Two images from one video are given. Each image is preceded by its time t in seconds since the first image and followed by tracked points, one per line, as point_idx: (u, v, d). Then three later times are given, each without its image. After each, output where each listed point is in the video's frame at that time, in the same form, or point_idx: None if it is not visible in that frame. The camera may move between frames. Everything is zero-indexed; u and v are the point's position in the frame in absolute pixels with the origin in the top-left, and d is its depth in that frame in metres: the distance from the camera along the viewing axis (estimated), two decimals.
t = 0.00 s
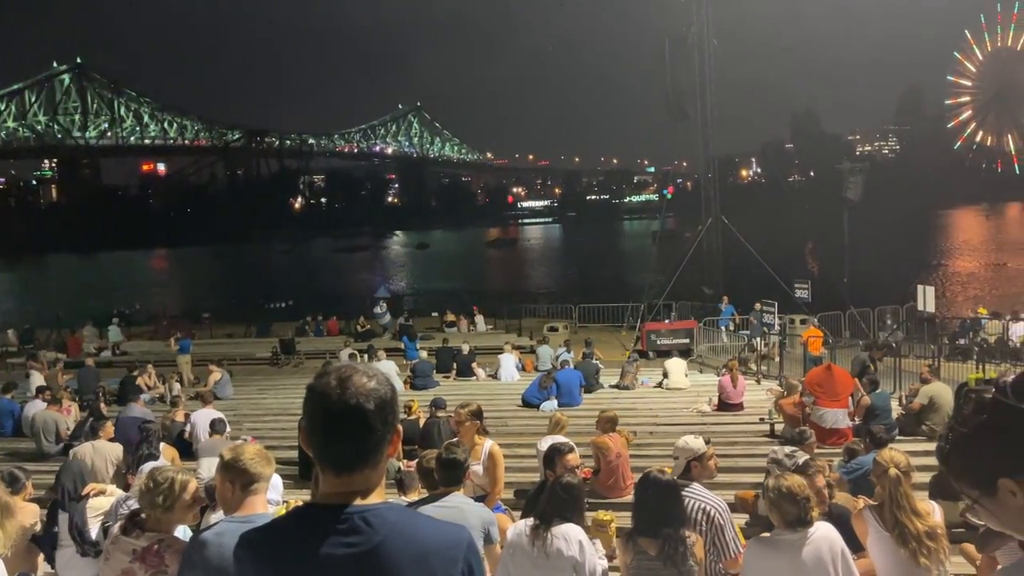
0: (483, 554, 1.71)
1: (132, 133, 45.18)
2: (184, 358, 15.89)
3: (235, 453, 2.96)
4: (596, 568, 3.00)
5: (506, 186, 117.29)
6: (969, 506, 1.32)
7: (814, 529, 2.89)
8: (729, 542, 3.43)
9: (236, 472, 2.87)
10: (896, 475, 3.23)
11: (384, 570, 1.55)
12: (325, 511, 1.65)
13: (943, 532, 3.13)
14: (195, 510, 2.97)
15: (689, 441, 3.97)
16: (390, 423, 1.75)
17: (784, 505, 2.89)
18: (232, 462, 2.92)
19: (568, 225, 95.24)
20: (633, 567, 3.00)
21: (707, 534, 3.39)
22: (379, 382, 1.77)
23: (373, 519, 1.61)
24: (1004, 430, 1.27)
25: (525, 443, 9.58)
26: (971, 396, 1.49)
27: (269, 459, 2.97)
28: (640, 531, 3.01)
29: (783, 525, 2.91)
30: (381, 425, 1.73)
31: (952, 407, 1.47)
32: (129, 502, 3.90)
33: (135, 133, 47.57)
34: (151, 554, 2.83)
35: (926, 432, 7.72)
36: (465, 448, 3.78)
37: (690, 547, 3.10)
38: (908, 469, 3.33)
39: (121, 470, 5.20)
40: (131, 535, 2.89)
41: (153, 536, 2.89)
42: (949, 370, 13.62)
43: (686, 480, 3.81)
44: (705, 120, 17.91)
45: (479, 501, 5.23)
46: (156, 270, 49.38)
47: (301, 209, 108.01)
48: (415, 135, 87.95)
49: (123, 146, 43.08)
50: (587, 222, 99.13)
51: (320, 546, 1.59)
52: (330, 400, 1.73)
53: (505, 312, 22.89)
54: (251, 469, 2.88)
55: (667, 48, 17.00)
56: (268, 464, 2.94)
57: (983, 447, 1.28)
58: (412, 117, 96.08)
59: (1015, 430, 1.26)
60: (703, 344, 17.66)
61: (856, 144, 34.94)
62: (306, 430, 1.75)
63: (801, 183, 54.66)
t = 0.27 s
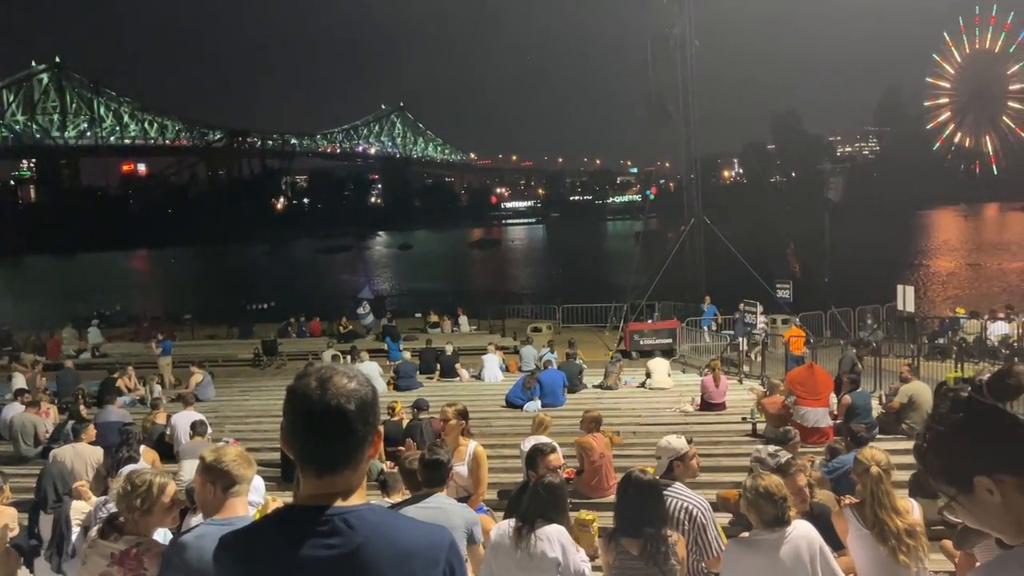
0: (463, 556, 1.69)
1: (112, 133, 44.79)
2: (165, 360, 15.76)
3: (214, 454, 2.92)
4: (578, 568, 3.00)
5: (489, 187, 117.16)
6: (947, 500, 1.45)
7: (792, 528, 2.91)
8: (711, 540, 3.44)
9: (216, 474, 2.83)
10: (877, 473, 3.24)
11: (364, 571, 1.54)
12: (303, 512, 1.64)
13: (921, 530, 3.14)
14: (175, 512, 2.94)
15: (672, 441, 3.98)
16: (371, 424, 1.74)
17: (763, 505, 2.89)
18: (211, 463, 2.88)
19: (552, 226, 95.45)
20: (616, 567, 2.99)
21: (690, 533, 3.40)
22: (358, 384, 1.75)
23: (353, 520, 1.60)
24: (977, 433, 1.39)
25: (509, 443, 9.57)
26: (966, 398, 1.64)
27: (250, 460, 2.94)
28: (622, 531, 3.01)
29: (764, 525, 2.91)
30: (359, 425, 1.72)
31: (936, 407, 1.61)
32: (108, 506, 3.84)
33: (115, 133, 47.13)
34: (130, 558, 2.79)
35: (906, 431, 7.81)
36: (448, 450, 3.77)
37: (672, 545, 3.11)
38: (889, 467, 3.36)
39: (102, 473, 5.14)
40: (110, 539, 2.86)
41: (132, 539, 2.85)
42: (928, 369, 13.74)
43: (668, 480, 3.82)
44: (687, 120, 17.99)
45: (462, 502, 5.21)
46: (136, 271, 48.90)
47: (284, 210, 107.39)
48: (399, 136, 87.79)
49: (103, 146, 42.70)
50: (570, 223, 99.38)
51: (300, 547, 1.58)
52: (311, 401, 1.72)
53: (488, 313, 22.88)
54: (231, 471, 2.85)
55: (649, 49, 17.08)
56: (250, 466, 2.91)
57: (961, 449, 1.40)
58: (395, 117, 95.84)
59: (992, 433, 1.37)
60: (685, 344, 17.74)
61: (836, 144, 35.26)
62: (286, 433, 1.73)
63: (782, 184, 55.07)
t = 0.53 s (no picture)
0: (442, 555, 1.67)
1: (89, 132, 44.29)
2: (143, 363, 15.60)
3: (191, 456, 2.88)
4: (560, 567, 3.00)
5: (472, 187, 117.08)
6: (922, 496, 1.47)
7: (767, 527, 2.92)
8: (692, 539, 3.45)
9: (193, 476, 2.79)
10: (855, 471, 3.23)
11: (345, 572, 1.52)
12: (280, 515, 1.62)
13: (898, 528, 3.13)
14: (151, 514, 2.90)
15: (652, 440, 3.98)
16: (350, 425, 1.72)
17: (738, 504, 2.91)
18: (188, 465, 2.83)
19: (534, 227, 95.49)
20: (599, 566, 2.98)
21: (671, 532, 3.40)
22: (336, 386, 1.74)
23: (334, 520, 1.58)
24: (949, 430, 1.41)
25: (491, 444, 9.55)
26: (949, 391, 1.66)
27: (227, 460, 2.90)
28: (604, 531, 3.00)
29: (739, 523, 2.93)
30: (339, 426, 1.70)
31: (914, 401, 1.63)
32: (85, 511, 3.77)
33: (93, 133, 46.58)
34: (109, 559, 2.76)
35: (884, 429, 7.88)
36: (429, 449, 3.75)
37: (653, 545, 3.12)
38: (867, 465, 3.35)
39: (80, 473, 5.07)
40: (86, 543, 2.82)
41: (109, 543, 2.82)
42: (906, 368, 13.86)
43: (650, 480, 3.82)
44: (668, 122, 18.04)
45: (444, 504, 5.19)
46: (114, 272, 48.36)
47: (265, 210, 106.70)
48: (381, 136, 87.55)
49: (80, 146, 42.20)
50: (553, 224, 99.56)
51: (278, 550, 1.55)
52: (289, 401, 1.69)
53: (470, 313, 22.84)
54: (210, 473, 2.81)
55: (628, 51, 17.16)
56: (227, 466, 2.88)
57: (935, 445, 1.42)
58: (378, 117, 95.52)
59: (966, 429, 1.40)
60: (667, 344, 17.80)
61: (815, 144, 35.46)
62: (263, 434, 1.71)
63: (761, 185, 55.47)
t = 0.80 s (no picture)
0: (419, 556, 1.66)
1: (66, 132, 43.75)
2: (121, 364, 15.44)
3: (167, 459, 2.84)
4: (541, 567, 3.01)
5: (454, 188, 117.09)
6: (900, 493, 1.52)
7: (743, 523, 2.94)
8: (671, 538, 3.46)
9: (170, 479, 2.75)
10: (833, 469, 3.23)
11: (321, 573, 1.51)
12: (256, 520, 1.60)
13: (876, 525, 3.13)
14: (127, 517, 2.87)
15: (632, 440, 4.00)
16: (327, 428, 1.70)
17: (713, 503, 2.92)
18: (165, 469, 2.80)
19: (516, 228, 95.56)
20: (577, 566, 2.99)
21: (652, 532, 3.41)
22: (314, 387, 1.72)
23: (311, 523, 1.57)
24: (928, 426, 1.46)
25: (472, 445, 9.53)
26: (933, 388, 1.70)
27: (205, 464, 2.87)
28: (584, 531, 3.00)
29: (715, 520, 2.94)
30: (316, 429, 1.67)
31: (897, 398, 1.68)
32: (60, 514, 3.71)
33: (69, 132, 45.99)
34: (81, 564, 2.72)
35: (862, 427, 7.96)
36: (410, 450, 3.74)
37: (632, 544, 3.15)
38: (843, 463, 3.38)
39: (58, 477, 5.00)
40: (60, 548, 2.78)
41: (83, 546, 2.78)
42: (885, 368, 13.99)
43: (631, 479, 3.83)
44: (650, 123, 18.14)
45: (425, 505, 5.17)
46: (91, 273, 47.82)
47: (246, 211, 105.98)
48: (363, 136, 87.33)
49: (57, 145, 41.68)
50: (535, 225, 99.69)
51: (254, 553, 1.54)
52: (265, 403, 1.67)
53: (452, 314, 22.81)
54: (186, 476, 2.77)
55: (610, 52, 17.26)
56: (204, 470, 2.84)
57: (911, 444, 1.47)
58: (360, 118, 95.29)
59: (945, 425, 1.45)
60: (648, 344, 17.86)
61: (792, 146, 35.77)
62: (241, 437, 1.69)
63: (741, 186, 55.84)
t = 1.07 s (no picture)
0: (398, 557, 1.66)
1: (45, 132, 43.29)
2: (101, 366, 15.31)
3: (145, 461, 2.81)
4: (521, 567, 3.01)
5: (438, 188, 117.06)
6: (880, 488, 1.56)
7: (720, 521, 2.95)
8: (652, 537, 3.47)
9: (147, 482, 2.71)
10: (814, 469, 3.23)
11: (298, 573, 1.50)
12: (237, 522, 1.59)
13: (856, 523, 3.14)
14: (103, 520, 2.85)
15: (615, 439, 4.00)
16: (308, 429, 1.68)
17: (691, 501, 2.93)
18: (142, 471, 2.76)
19: (500, 229, 95.57)
20: (558, 568, 2.99)
21: (634, 532, 3.42)
22: (292, 388, 1.70)
23: (289, 525, 1.56)
24: (909, 424, 1.50)
25: (456, 446, 9.51)
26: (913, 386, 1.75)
27: (183, 466, 2.84)
28: (566, 532, 2.99)
29: (692, 516, 2.95)
30: (296, 430, 1.66)
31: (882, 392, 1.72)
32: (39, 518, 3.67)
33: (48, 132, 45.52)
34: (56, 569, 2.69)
35: (843, 426, 8.02)
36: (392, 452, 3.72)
37: (615, 545, 3.15)
38: (823, 461, 3.39)
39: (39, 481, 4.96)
40: (36, 552, 2.75)
41: (59, 550, 2.75)
42: (865, 367, 14.09)
43: (613, 479, 3.84)
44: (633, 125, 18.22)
45: (407, 507, 5.15)
46: (72, 274, 47.38)
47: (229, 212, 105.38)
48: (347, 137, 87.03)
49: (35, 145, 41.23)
50: (519, 225, 99.74)
51: (234, 557, 1.53)
52: (246, 407, 1.65)
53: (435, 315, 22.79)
54: (164, 478, 2.74)
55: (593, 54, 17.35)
56: (183, 472, 2.82)
57: (888, 441, 1.50)
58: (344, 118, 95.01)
59: (924, 425, 1.48)
60: (631, 344, 17.92)
61: (773, 147, 36.00)
62: (221, 440, 1.68)
63: (723, 187, 56.12)
